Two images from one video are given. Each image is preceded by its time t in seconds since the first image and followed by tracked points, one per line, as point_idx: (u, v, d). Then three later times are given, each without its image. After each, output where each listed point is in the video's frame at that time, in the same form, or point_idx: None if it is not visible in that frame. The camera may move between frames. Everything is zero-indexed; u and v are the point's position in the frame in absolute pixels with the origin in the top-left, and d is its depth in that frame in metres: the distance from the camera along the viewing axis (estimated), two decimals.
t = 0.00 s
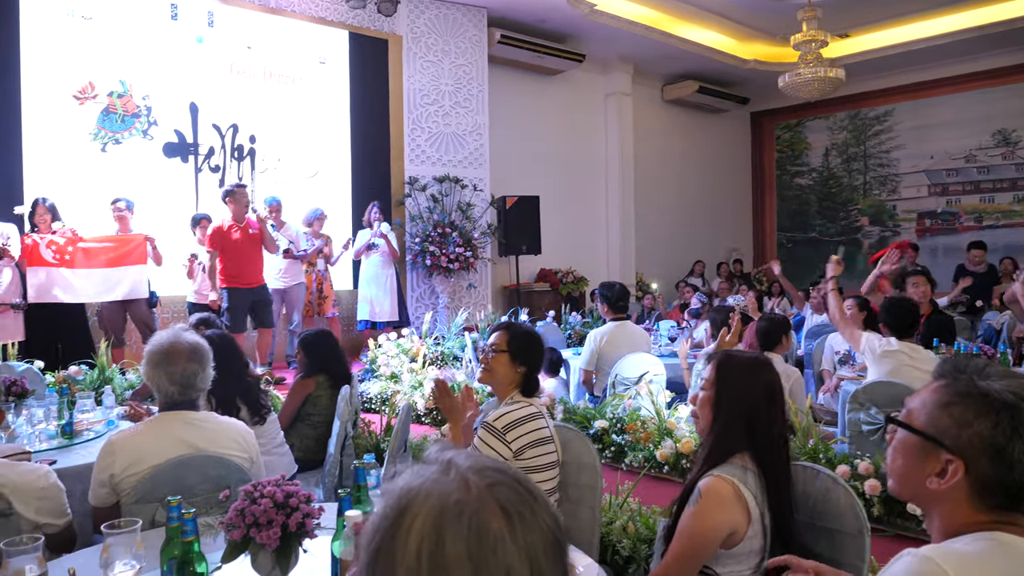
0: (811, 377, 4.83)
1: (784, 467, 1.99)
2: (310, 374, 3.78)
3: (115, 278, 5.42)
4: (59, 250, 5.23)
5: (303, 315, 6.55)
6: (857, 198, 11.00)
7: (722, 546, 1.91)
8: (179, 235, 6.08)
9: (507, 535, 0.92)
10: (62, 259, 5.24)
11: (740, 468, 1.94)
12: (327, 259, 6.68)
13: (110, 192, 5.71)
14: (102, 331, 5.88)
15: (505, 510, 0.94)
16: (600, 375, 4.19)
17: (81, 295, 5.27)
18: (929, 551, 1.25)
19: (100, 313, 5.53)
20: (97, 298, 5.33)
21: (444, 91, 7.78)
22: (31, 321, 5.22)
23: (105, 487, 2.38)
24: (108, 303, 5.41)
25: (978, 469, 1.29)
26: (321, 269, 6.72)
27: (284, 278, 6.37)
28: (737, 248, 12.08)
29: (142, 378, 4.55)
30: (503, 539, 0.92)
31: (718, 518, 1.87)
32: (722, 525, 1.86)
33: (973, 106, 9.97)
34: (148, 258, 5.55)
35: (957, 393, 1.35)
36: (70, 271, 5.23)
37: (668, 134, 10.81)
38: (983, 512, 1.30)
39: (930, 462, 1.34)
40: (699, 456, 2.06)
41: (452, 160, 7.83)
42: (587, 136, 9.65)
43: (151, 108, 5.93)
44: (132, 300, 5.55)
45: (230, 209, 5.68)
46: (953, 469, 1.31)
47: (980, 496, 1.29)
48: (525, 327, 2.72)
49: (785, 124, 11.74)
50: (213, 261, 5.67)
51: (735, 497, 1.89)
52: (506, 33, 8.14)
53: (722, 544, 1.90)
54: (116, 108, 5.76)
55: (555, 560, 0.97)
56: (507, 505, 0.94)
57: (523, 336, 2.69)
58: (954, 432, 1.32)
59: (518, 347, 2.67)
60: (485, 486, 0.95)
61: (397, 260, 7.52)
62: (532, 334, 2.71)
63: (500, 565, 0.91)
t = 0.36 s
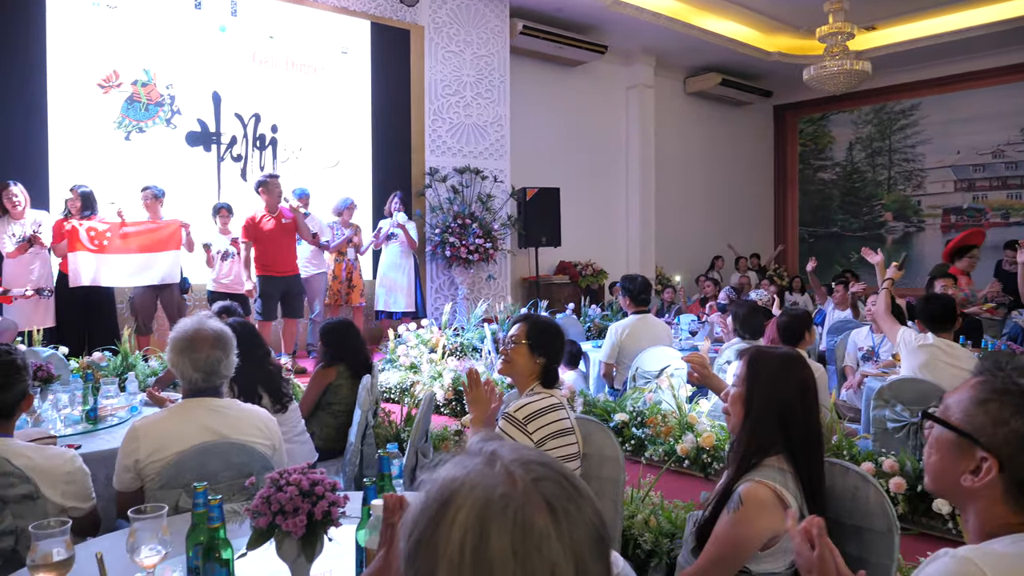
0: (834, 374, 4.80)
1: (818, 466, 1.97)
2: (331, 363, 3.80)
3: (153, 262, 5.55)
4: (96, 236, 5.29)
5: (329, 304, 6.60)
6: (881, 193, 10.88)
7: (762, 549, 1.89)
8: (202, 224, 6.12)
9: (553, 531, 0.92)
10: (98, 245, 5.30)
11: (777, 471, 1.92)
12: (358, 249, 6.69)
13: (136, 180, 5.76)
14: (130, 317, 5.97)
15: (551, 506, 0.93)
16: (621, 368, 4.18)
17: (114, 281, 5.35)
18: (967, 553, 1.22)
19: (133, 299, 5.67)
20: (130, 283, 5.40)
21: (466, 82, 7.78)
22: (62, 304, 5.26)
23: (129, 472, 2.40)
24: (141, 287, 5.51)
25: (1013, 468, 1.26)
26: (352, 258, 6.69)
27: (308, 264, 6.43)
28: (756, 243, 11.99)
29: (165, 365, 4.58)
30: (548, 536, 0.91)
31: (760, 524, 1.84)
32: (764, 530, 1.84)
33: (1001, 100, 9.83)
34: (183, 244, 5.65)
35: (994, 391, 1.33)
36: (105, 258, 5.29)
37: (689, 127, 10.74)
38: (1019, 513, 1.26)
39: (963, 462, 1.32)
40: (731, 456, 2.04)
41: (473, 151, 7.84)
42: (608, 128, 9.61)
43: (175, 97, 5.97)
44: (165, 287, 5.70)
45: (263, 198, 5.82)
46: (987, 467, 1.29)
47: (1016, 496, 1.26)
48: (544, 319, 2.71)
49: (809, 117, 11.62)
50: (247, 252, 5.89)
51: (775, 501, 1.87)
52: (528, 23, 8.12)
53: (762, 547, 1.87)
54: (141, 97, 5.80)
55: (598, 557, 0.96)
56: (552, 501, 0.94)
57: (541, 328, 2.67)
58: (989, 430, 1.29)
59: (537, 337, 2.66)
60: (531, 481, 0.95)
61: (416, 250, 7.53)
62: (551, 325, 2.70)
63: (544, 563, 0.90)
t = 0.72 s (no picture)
0: (858, 369, 4.75)
1: (846, 462, 1.90)
2: (353, 353, 3.81)
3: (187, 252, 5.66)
4: (139, 225, 5.41)
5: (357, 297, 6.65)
6: (906, 187, 10.75)
7: (784, 546, 1.84)
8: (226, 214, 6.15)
9: (597, 528, 0.91)
10: (141, 234, 5.42)
11: (801, 465, 1.86)
12: (383, 240, 6.69)
13: (161, 169, 5.81)
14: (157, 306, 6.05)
15: (595, 503, 0.92)
16: (643, 361, 4.17)
17: (154, 267, 5.50)
18: (1008, 555, 1.20)
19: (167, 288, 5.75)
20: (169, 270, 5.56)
21: (487, 73, 7.77)
22: (98, 295, 5.43)
23: (154, 459, 2.43)
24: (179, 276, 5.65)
25: None
26: (377, 250, 6.71)
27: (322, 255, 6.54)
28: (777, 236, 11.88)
29: (188, 353, 4.61)
30: (592, 532, 0.90)
31: (780, 520, 1.79)
32: (786, 525, 1.79)
33: None
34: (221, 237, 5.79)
35: None
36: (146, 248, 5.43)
37: (712, 119, 10.65)
38: None
39: (1005, 458, 1.29)
40: (755, 450, 1.99)
41: (493, 143, 7.83)
42: (630, 120, 9.55)
43: (198, 88, 6.00)
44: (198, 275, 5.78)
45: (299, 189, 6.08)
46: None
47: None
48: (565, 310, 2.69)
49: (834, 110, 11.48)
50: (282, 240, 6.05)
51: (799, 496, 1.82)
52: (550, 14, 8.10)
53: (784, 543, 1.82)
54: (165, 87, 5.84)
55: (641, 554, 0.96)
56: (596, 498, 0.93)
57: (561, 319, 2.66)
58: None
59: (556, 329, 2.64)
60: (575, 476, 0.94)
61: (437, 242, 7.53)
62: (572, 316, 2.68)
63: (588, 562, 0.89)
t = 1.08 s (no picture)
0: (876, 369, 4.72)
1: (866, 465, 1.84)
2: (368, 347, 3.82)
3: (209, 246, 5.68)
4: (167, 220, 5.46)
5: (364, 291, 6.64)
6: (926, 186, 10.66)
7: (796, 545, 1.79)
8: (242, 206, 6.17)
9: (637, 531, 0.91)
10: (167, 228, 5.47)
11: (816, 464, 1.81)
12: (391, 233, 6.64)
13: (180, 162, 5.84)
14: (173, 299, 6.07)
15: (636, 505, 0.92)
16: (658, 358, 4.15)
17: (181, 260, 5.56)
18: None
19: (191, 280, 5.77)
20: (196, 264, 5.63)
21: (504, 68, 7.76)
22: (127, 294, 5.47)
23: (173, 449, 2.45)
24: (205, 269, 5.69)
25: None
26: (387, 244, 6.69)
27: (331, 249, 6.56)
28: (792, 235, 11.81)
29: (205, 345, 4.64)
30: (632, 535, 0.90)
31: (792, 517, 1.74)
32: (797, 522, 1.74)
33: None
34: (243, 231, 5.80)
35: None
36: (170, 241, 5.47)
37: (729, 116, 10.59)
38: None
39: None
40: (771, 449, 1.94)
41: (509, 138, 7.83)
42: (646, 116, 9.51)
43: (216, 81, 6.02)
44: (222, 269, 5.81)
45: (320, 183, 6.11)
46: None
47: None
48: (584, 307, 2.65)
49: (852, 107, 11.40)
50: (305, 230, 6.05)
51: (811, 493, 1.77)
52: (568, 9, 8.07)
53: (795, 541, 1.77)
54: (184, 80, 5.86)
55: (679, 555, 0.96)
56: (637, 500, 0.93)
57: (577, 316, 2.63)
58: None
59: (567, 327, 2.63)
60: (614, 477, 0.94)
61: (452, 237, 7.54)
62: (589, 314, 2.63)
63: (628, 564, 0.89)
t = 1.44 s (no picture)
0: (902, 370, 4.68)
1: (893, 470, 1.75)
2: (392, 339, 3.84)
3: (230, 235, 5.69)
4: (188, 210, 5.48)
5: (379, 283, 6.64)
6: (954, 185, 10.54)
7: (825, 552, 1.71)
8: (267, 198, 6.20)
9: (680, 526, 0.90)
10: (188, 217, 5.49)
11: (844, 469, 1.73)
12: (406, 226, 6.62)
13: (206, 153, 5.89)
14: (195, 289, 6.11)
15: (678, 500, 0.91)
16: (681, 355, 4.13)
17: (198, 250, 5.53)
18: None
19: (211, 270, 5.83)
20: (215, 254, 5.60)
21: (528, 62, 7.76)
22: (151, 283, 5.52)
23: (199, 438, 2.47)
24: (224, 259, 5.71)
25: None
26: (403, 236, 6.68)
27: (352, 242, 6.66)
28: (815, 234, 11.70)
29: (229, 335, 4.68)
30: (675, 531, 0.90)
31: (822, 525, 1.66)
32: (827, 530, 1.66)
33: None
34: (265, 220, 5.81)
35: None
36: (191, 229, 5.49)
37: (754, 112, 10.50)
38: None
39: None
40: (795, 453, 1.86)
41: (532, 133, 7.83)
42: (669, 112, 9.45)
43: (242, 73, 6.05)
44: (242, 260, 5.83)
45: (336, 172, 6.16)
46: None
47: None
48: (609, 303, 2.53)
49: (879, 105, 11.28)
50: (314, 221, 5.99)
51: (842, 500, 1.69)
52: (593, 4, 8.05)
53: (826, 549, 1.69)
54: (210, 72, 5.90)
55: (720, 551, 0.95)
56: (678, 495, 0.92)
57: (600, 312, 2.52)
58: None
59: (589, 324, 2.53)
60: (654, 473, 0.93)
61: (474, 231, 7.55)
62: (612, 311, 2.51)
63: (671, 561, 0.89)
